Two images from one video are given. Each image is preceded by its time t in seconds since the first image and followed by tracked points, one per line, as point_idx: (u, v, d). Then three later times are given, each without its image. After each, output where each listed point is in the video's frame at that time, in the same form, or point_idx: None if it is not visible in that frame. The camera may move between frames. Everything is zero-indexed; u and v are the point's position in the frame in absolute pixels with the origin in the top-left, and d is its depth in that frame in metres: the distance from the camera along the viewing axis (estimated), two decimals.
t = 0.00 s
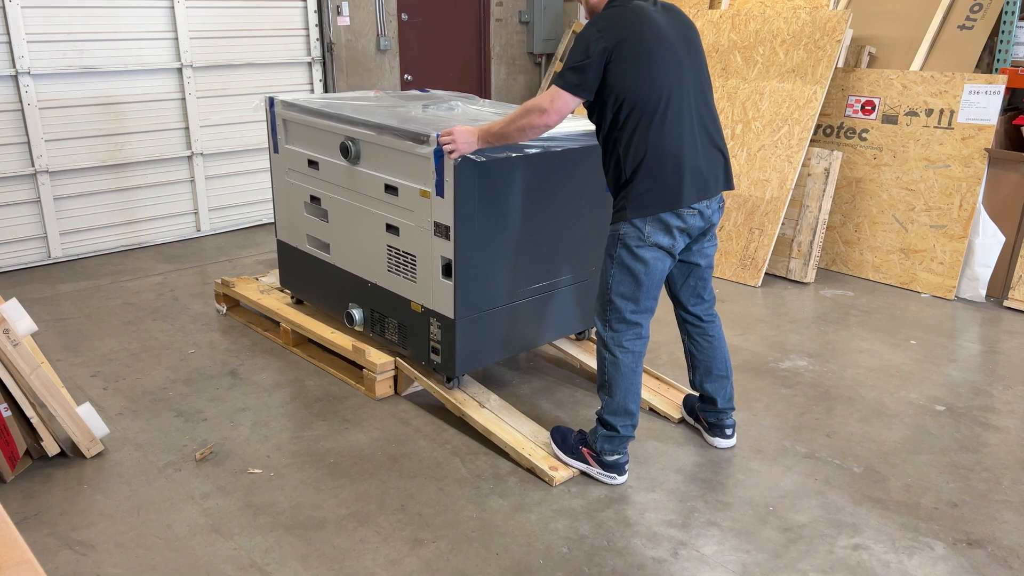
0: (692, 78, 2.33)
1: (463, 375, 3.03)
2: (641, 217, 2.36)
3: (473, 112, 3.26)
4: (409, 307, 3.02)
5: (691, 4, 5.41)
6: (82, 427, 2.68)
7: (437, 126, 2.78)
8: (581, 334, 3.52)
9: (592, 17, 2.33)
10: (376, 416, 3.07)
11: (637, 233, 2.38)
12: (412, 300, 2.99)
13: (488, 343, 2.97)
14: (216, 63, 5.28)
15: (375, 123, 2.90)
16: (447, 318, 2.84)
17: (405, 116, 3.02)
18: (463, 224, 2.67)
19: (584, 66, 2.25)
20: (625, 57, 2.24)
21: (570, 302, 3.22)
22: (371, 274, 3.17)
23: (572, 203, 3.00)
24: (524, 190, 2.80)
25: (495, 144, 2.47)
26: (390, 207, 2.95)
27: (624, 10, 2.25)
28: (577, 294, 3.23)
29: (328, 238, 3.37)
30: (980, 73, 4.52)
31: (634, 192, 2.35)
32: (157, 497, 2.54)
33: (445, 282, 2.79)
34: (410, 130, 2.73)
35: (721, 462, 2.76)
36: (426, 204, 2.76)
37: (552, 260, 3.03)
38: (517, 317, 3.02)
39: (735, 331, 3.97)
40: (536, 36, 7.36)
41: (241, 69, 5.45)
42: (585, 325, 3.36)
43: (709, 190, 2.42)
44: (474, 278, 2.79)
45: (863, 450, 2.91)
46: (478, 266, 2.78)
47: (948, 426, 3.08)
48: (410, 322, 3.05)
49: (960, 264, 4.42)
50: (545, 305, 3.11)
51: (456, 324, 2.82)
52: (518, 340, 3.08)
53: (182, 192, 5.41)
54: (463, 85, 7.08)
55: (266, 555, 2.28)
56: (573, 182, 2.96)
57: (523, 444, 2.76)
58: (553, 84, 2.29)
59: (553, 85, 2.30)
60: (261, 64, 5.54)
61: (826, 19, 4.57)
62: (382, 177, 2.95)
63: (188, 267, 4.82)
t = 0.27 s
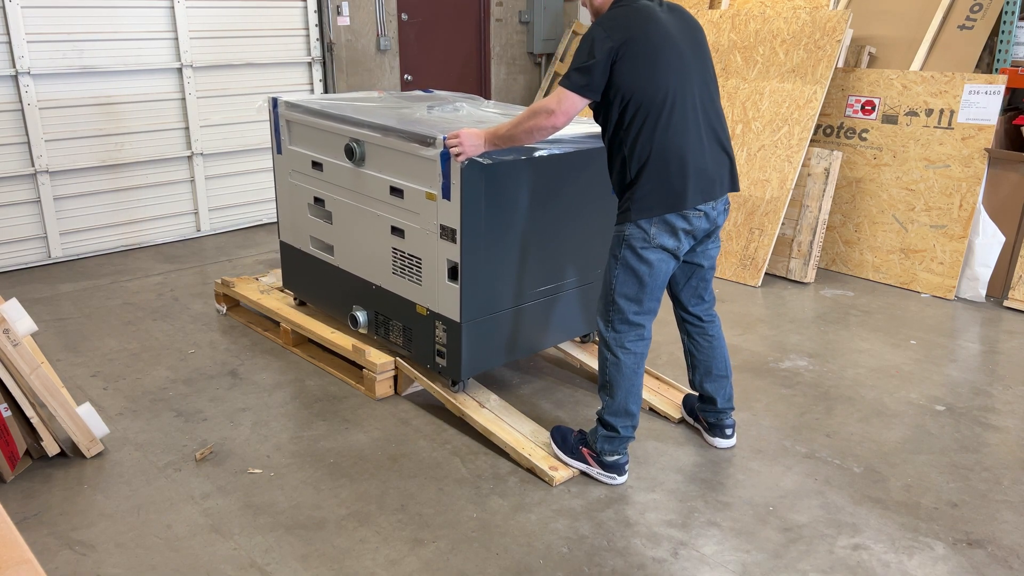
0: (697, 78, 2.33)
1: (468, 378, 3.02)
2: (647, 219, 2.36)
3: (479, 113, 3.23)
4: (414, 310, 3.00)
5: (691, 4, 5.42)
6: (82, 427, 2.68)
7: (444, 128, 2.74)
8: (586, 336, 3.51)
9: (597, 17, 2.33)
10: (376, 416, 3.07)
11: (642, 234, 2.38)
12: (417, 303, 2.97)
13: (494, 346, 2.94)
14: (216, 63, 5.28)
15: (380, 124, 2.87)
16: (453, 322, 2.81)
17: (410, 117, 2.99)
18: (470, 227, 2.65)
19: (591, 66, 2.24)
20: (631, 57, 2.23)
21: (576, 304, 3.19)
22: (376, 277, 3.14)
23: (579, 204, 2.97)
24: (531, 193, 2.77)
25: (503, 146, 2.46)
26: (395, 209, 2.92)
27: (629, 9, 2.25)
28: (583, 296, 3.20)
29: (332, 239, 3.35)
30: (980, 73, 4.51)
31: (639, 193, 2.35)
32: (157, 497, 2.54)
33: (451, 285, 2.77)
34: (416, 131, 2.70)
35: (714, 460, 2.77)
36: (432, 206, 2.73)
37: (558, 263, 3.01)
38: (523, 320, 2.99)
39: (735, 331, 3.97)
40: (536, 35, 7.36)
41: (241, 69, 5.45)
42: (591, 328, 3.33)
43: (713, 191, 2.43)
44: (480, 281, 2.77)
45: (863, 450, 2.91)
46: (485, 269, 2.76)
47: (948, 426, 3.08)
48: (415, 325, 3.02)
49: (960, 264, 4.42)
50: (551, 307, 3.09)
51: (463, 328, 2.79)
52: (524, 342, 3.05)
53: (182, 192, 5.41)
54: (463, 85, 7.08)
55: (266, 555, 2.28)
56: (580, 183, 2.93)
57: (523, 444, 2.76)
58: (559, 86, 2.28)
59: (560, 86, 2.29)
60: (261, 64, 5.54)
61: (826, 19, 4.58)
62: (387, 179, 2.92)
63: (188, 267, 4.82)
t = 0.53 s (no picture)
0: (711, 73, 2.33)
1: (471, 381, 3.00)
2: (677, 219, 2.35)
3: (483, 113, 3.21)
4: (418, 313, 2.98)
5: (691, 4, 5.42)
6: (82, 427, 2.68)
7: (448, 131, 2.72)
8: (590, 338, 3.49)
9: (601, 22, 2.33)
10: (376, 416, 3.07)
11: (671, 235, 2.37)
12: (420, 305, 2.94)
13: (500, 349, 2.92)
14: (216, 63, 5.28)
15: (384, 126, 2.84)
16: (457, 324, 2.79)
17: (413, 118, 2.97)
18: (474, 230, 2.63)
19: (604, 67, 2.24)
20: (644, 57, 2.23)
21: (584, 306, 3.17)
22: (379, 278, 3.12)
23: (587, 206, 2.95)
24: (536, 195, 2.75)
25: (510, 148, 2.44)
26: (399, 211, 2.90)
27: (637, 10, 2.25)
28: (590, 298, 3.18)
29: (334, 241, 3.33)
30: (980, 73, 4.51)
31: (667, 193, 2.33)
32: (157, 497, 2.54)
33: (455, 288, 2.75)
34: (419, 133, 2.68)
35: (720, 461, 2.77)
36: (435, 208, 2.71)
37: (565, 264, 2.99)
38: (532, 321, 2.97)
39: (735, 331, 3.97)
40: (536, 35, 7.36)
41: (241, 69, 5.45)
42: (598, 330, 3.30)
43: (743, 184, 2.41)
44: (485, 283, 2.75)
45: (863, 450, 2.91)
46: (491, 271, 2.75)
47: (948, 426, 3.08)
48: (418, 328, 3.00)
49: (960, 264, 4.42)
50: (558, 309, 3.06)
51: (467, 330, 2.77)
52: (532, 344, 3.03)
53: (182, 192, 5.40)
54: (463, 85, 7.08)
55: (266, 555, 2.28)
56: (587, 185, 2.91)
57: (523, 444, 2.76)
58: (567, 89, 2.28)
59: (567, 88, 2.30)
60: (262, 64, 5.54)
61: (826, 19, 4.58)
62: (390, 180, 2.89)
63: (188, 267, 4.82)
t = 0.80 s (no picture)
0: (722, 89, 2.27)
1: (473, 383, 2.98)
2: (691, 240, 2.31)
3: (486, 114, 3.20)
4: (420, 314, 2.97)
5: (691, 4, 5.42)
6: (82, 427, 2.68)
7: (451, 132, 2.72)
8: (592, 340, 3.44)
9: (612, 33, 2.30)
10: (376, 416, 3.07)
11: (693, 257, 2.32)
12: (423, 307, 2.94)
13: (502, 351, 2.91)
14: (216, 63, 5.28)
15: (387, 127, 2.83)
16: (459, 327, 2.79)
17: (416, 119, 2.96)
18: (476, 232, 2.63)
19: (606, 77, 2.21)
20: (649, 70, 2.19)
21: (587, 309, 3.16)
22: (381, 280, 3.11)
23: (590, 208, 2.94)
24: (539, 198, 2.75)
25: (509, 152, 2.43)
26: (401, 212, 2.90)
27: (646, 22, 2.22)
28: (594, 301, 3.17)
29: (336, 242, 3.32)
30: (980, 73, 4.51)
31: (670, 207, 2.30)
32: (157, 497, 2.54)
33: (458, 289, 2.74)
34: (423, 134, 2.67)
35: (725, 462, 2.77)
36: (438, 210, 2.71)
37: (568, 267, 2.98)
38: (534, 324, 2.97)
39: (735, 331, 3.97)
40: (536, 35, 7.36)
41: (241, 69, 5.45)
42: (601, 332, 3.30)
43: (752, 203, 2.35)
44: (488, 286, 2.75)
45: (863, 450, 2.91)
46: (492, 275, 2.74)
47: (948, 426, 3.08)
48: (421, 330, 2.99)
49: (960, 264, 4.42)
50: (561, 311, 3.06)
51: (469, 332, 2.77)
52: (534, 348, 3.02)
53: (182, 192, 5.41)
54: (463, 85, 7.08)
55: (266, 555, 2.28)
56: (590, 186, 2.90)
57: (523, 444, 2.77)
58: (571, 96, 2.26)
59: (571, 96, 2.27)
60: (262, 64, 5.53)
61: (826, 19, 4.58)
62: (393, 182, 2.89)
63: (188, 267, 4.82)
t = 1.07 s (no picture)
0: (733, 87, 2.24)
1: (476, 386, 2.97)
2: (712, 241, 2.26)
3: (488, 116, 3.20)
4: (422, 316, 2.96)
5: (691, 4, 5.42)
6: (82, 427, 2.68)
7: (454, 133, 2.71)
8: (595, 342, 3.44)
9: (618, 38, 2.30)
10: (376, 416, 3.07)
11: (714, 260, 2.27)
12: (425, 308, 2.93)
13: (505, 354, 2.90)
14: (216, 63, 5.28)
15: (390, 128, 2.82)
16: (461, 328, 2.78)
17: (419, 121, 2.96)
18: (480, 234, 2.62)
19: (613, 81, 2.19)
20: (657, 72, 2.18)
21: (589, 311, 3.16)
22: (383, 281, 3.10)
23: (591, 209, 2.93)
24: (542, 200, 2.75)
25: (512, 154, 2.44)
26: (404, 214, 2.89)
27: (651, 26, 2.22)
28: (595, 303, 3.16)
29: (338, 243, 3.31)
30: (980, 73, 4.51)
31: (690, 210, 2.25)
32: (157, 497, 2.54)
33: (461, 291, 2.73)
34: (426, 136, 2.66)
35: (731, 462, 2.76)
36: (441, 212, 2.70)
37: (571, 270, 2.98)
38: (537, 327, 2.96)
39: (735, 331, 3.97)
40: (536, 35, 7.36)
41: (241, 69, 5.45)
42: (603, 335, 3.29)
43: (774, 199, 2.30)
44: (492, 288, 2.73)
45: (863, 450, 2.91)
46: (496, 278, 2.73)
47: (948, 426, 3.08)
48: (423, 332, 2.98)
49: (960, 264, 4.42)
50: (564, 314, 3.05)
51: (472, 335, 2.75)
52: (537, 350, 3.01)
53: (182, 192, 5.41)
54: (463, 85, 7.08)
55: (266, 555, 2.28)
56: (592, 188, 2.90)
57: (523, 444, 2.77)
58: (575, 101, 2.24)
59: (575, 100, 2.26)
60: (262, 64, 5.53)
61: (826, 19, 4.58)
62: (396, 183, 2.88)
63: (188, 267, 4.82)
